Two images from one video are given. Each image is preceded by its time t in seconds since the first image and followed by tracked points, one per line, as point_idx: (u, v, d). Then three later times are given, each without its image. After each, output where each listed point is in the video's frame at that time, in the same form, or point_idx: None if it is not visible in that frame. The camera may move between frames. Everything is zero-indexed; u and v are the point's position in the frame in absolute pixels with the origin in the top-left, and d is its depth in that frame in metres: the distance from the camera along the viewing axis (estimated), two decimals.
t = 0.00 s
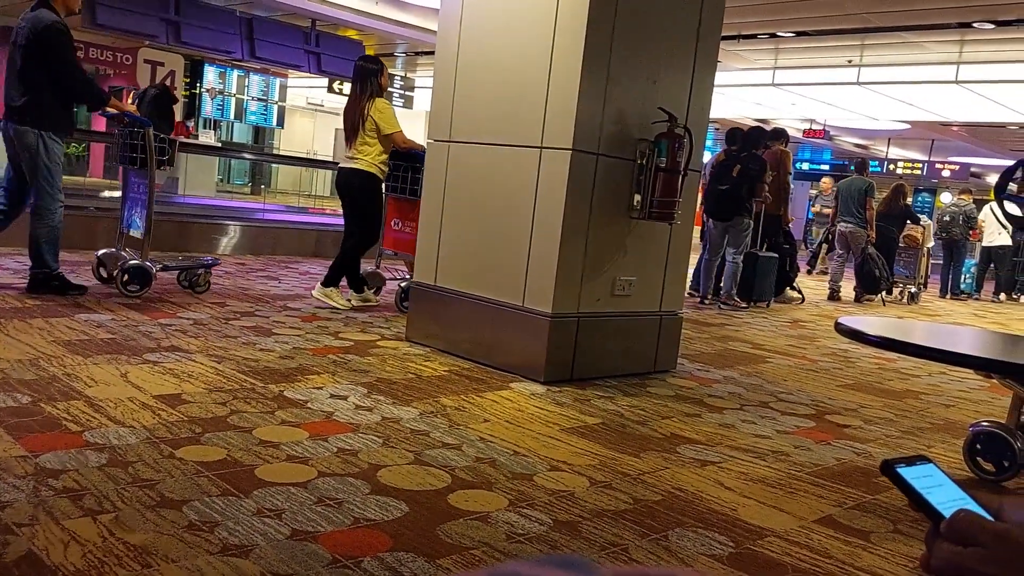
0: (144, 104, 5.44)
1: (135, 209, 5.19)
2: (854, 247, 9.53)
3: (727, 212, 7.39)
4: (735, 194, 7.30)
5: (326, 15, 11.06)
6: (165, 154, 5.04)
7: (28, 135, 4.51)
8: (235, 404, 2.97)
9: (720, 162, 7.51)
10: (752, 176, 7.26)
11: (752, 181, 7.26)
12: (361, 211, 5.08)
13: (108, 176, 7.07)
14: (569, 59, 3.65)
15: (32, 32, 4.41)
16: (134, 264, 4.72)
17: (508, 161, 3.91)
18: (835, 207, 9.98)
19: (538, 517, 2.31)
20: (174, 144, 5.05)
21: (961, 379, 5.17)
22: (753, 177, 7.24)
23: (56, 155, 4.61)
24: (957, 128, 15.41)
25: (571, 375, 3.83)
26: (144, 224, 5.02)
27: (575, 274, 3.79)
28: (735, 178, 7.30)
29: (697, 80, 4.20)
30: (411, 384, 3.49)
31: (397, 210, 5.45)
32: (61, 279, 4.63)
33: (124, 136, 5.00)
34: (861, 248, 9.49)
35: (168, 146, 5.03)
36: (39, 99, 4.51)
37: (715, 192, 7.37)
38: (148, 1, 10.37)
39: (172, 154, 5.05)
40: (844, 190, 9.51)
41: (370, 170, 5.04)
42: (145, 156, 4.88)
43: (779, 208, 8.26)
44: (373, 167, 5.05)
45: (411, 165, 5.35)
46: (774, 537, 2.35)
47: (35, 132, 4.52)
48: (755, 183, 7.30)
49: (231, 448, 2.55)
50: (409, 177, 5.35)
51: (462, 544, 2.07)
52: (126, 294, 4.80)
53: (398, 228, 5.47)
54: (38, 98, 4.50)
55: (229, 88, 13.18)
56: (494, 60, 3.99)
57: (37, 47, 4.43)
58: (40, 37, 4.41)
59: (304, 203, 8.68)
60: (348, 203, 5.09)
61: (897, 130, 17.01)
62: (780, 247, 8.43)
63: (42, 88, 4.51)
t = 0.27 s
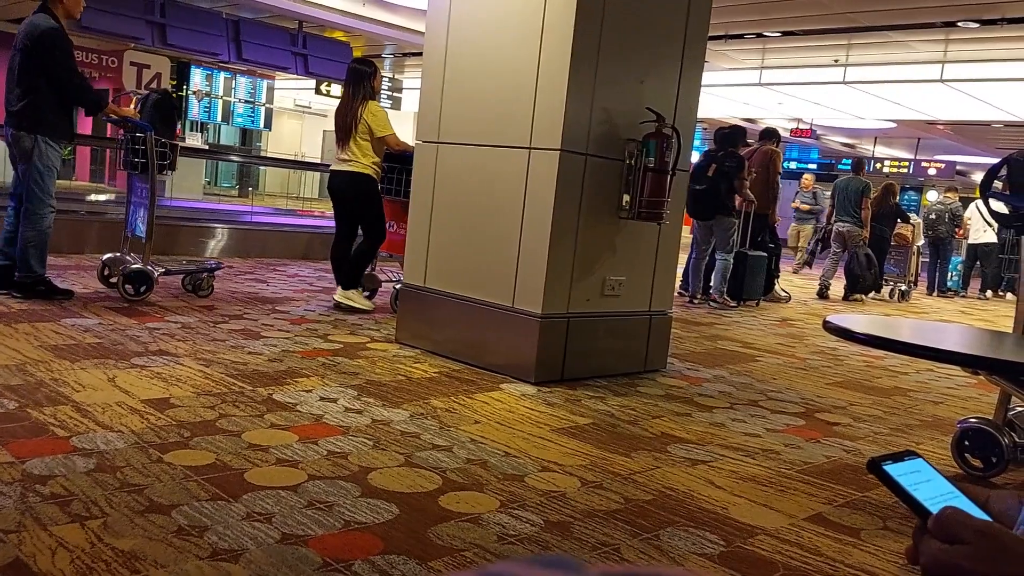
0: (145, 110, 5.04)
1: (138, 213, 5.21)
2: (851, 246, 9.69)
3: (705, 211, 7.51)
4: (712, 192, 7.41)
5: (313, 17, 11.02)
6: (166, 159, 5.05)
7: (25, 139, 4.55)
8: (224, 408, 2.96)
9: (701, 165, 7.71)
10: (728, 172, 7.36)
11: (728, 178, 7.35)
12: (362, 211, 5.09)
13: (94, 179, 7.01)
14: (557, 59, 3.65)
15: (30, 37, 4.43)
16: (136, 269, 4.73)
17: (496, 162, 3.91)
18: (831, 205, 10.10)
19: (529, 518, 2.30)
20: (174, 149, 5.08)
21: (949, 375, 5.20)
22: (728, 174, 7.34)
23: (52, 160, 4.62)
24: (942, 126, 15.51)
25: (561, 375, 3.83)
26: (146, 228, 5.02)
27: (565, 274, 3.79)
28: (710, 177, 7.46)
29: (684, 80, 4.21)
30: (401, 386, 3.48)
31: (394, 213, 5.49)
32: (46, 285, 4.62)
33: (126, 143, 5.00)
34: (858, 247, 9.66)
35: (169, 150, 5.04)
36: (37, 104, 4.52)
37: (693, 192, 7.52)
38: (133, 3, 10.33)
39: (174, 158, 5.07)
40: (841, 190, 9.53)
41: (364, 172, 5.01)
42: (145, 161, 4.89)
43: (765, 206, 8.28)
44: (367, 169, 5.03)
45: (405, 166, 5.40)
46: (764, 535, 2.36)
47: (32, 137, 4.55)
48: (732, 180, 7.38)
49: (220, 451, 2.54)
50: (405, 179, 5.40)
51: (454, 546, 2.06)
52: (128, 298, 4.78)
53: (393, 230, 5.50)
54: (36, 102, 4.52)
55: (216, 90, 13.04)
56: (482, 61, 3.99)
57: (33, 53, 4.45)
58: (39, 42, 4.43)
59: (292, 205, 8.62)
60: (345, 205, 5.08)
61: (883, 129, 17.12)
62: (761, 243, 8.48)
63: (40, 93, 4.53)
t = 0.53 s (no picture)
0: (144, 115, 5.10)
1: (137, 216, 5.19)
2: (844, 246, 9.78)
3: (689, 210, 7.53)
4: (694, 191, 7.41)
5: (301, 19, 10.99)
6: (166, 164, 5.00)
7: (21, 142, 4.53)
8: (213, 411, 2.95)
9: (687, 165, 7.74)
10: (709, 171, 7.36)
11: (707, 176, 7.34)
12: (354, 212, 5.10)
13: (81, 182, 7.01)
14: (545, 60, 3.65)
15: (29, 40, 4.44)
16: (136, 271, 4.74)
17: (485, 163, 3.91)
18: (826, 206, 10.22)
19: (520, 519, 2.30)
20: (175, 153, 5.03)
21: (937, 373, 5.23)
22: (710, 173, 7.34)
23: (48, 164, 4.60)
24: (929, 126, 15.61)
25: (552, 375, 3.83)
26: (147, 232, 4.99)
27: (555, 274, 3.79)
28: (692, 177, 7.48)
29: (672, 81, 4.22)
30: (391, 388, 3.47)
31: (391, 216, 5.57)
32: (35, 288, 4.61)
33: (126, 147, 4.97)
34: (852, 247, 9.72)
35: (168, 154, 4.98)
36: (34, 107, 4.52)
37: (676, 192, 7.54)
38: (120, 6, 10.28)
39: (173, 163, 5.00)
40: (836, 190, 9.71)
41: (358, 174, 4.99)
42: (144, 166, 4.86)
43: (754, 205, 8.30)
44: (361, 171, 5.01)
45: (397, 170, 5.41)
46: (755, 533, 2.36)
47: (29, 141, 4.53)
48: (715, 179, 7.37)
49: (210, 455, 2.53)
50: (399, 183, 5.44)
51: (445, 548, 2.06)
52: (130, 300, 4.79)
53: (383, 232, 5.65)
54: (34, 105, 4.52)
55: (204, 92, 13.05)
56: (470, 62, 3.99)
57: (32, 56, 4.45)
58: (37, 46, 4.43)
59: (280, 207, 8.66)
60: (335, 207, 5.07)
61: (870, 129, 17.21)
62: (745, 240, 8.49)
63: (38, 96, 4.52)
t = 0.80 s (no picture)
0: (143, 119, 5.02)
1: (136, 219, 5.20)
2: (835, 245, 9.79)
3: (677, 210, 7.53)
4: (682, 191, 7.43)
5: (289, 20, 10.96)
6: (165, 166, 5.04)
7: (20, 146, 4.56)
8: (203, 413, 2.93)
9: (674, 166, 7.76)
10: (696, 171, 7.38)
11: (696, 176, 7.37)
12: (345, 215, 5.08)
13: (67, 183, 6.99)
14: (534, 61, 3.66)
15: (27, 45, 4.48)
16: (135, 274, 4.74)
17: (475, 163, 3.91)
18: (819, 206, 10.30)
19: (512, 519, 2.30)
20: (173, 156, 5.08)
21: (925, 371, 5.26)
22: (697, 172, 7.36)
23: (45, 167, 4.63)
24: (916, 125, 15.70)
25: (543, 375, 3.83)
26: (146, 234, 5.02)
27: (545, 274, 3.80)
28: (680, 177, 7.50)
29: (661, 81, 4.23)
30: (382, 389, 3.47)
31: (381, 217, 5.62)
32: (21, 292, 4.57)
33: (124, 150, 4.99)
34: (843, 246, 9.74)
35: (167, 157, 5.02)
36: (32, 110, 4.55)
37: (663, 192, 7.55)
38: (107, 7, 10.22)
39: (172, 165, 5.03)
40: (830, 189, 9.79)
41: (352, 176, 5.00)
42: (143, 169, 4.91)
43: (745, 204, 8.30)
44: (355, 173, 5.02)
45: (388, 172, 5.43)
46: (746, 531, 2.37)
47: (28, 145, 4.56)
48: (701, 179, 7.39)
49: (200, 458, 2.52)
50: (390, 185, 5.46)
51: (437, 549, 2.06)
52: (128, 303, 4.81)
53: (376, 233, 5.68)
54: (31, 110, 4.54)
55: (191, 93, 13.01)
56: (459, 63, 3.99)
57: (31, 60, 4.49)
58: (35, 50, 4.48)
59: (269, 207, 8.65)
60: (326, 209, 5.07)
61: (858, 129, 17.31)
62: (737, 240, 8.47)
63: (36, 99, 4.56)
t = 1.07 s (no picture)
0: (141, 122, 5.08)
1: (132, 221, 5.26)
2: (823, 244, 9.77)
3: (664, 209, 7.57)
4: (670, 190, 7.47)
5: (274, 21, 10.91)
6: (163, 169, 5.21)
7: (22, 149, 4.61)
8: (190, 416, 2.92)
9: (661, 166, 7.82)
10: (682, 169, 7.45)
11: (683, 176, 7.42)
12: (335, 216, 5.06)
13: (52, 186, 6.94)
14: (521, 61, 3.66)
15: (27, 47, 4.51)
16: (133, 278, 4.78)
17: (462, 164, 3.91)
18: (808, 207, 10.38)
19: (501, 520, 2.30)
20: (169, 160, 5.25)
21: (911, 369, 5.30)
22: (683, 170, 7.42)
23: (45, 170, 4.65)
24: (901, 124, 15.80)
25: (532, 375, 3.83)
26: (143, 237, 5.10)
27: (533, 274, 3.80)
28: (667, 177, 7.55)
29: (648, 82, 4.24)
30: (370, 391, 3.46)
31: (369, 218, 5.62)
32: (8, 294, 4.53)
33: (121, 152, 5.07)
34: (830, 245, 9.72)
35: (165, 161, 5.17)
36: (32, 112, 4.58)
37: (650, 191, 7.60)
38: (91, 8, 10.15)
39: (169, 168, 5.23)
40: (818, 190, 9.87)
41: (343, 178, 4.99)
42: (140, 171, 4.99)
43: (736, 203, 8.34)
44: (346, 175, 5.01)
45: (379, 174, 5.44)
46: (735, 530, 2.38)
47: (31, 147, 4.59)
48: (688, 177, 7.45)
49: (187, 461, 2.51)
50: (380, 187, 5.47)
51: (426, 550, 2.06)
52: (127, 306, 4.85)
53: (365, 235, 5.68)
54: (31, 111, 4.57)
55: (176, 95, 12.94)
56: (446, 64, 3.98)
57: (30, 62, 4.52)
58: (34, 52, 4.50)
59: (256, 210, 8.62)
60: (316, 210, 5.05)
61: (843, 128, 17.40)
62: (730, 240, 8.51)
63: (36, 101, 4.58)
